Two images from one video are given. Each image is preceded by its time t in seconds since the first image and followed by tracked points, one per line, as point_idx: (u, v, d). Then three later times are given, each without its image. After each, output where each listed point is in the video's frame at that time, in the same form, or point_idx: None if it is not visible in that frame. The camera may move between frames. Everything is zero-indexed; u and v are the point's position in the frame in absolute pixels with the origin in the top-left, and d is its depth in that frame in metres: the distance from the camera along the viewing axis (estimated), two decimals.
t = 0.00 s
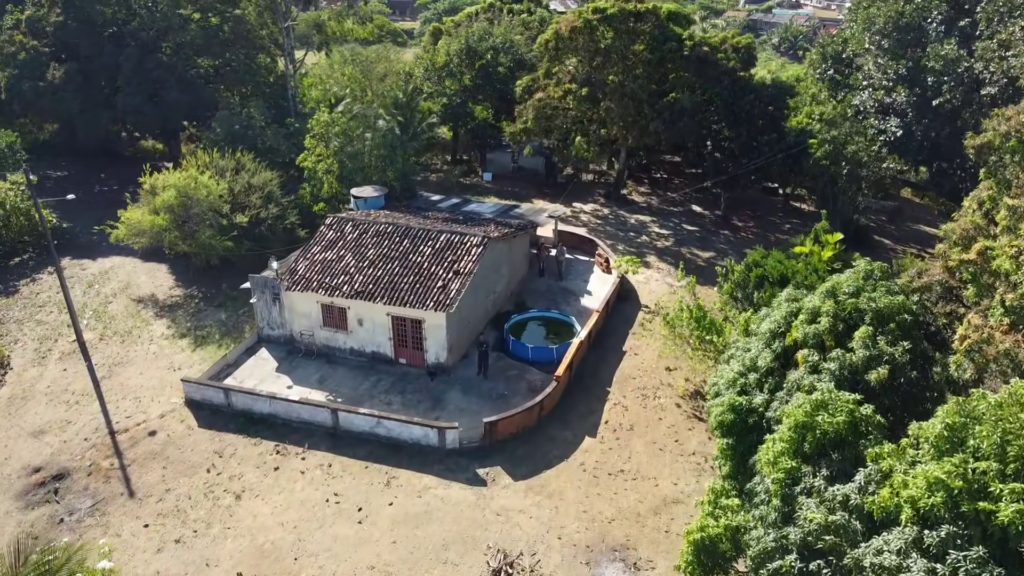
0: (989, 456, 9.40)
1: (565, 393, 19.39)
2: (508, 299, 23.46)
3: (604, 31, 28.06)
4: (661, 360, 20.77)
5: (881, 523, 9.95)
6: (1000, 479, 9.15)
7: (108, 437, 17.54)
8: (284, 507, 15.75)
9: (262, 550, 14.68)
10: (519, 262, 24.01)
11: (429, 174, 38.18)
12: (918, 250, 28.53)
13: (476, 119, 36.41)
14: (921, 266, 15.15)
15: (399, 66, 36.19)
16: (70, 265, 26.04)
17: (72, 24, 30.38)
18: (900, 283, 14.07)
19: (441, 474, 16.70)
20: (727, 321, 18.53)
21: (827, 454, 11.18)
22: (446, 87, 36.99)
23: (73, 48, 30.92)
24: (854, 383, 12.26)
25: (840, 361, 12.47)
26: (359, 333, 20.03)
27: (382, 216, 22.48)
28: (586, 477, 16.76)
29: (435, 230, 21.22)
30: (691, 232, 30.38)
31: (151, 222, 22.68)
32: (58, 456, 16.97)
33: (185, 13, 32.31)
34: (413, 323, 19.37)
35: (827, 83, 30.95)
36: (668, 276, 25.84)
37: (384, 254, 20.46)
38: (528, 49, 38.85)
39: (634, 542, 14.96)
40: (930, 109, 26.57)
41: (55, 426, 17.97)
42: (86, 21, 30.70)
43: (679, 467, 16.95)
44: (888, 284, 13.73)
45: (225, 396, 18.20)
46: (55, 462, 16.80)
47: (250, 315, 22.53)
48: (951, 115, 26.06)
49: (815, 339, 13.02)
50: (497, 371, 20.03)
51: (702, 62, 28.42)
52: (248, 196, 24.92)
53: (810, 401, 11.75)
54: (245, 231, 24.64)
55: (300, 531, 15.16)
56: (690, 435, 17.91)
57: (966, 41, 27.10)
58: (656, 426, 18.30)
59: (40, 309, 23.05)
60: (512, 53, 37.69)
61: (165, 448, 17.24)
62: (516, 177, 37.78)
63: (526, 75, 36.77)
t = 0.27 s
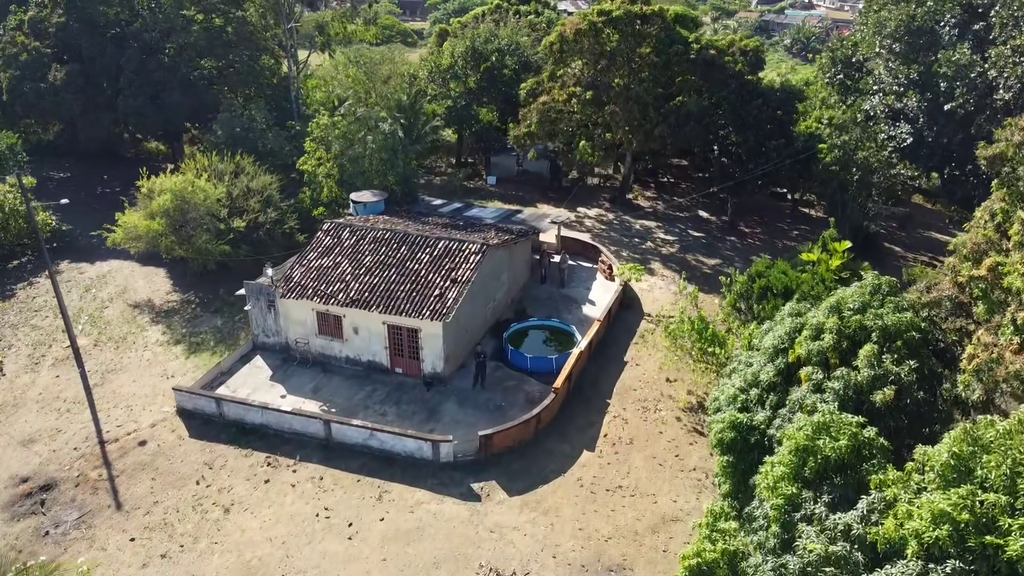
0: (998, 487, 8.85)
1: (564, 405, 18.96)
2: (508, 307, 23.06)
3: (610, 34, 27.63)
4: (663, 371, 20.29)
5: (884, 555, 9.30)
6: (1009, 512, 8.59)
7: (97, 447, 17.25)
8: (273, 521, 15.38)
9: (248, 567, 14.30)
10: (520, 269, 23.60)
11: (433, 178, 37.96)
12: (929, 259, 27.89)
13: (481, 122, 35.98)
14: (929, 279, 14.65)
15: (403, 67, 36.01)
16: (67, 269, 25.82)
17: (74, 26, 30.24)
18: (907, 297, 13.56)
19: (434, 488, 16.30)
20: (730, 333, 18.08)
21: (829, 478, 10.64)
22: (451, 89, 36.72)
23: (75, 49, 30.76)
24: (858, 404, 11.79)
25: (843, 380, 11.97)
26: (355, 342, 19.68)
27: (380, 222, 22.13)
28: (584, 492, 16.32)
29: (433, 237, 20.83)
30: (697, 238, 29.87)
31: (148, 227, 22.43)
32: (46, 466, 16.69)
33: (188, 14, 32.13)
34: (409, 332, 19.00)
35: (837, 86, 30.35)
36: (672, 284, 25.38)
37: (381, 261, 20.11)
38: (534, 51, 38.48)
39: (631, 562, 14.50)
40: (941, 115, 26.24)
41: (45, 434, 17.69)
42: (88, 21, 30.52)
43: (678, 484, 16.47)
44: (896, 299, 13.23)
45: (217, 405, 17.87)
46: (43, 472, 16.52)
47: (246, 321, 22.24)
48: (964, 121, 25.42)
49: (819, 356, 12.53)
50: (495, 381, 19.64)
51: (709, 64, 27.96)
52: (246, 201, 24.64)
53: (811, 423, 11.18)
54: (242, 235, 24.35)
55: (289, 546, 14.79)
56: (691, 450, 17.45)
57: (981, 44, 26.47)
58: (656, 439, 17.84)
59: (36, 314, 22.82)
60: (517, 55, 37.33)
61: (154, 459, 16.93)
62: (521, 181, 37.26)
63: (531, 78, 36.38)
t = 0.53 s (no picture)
0: (1003, 522, 8.38)
1: (560, 417, 18.58)
2: (506, 315, 22.69)
3: (612, 38, 27.17)
4: (662, 383, 19.84)
5: None
6: (1014, 549, 8.12)
7: (84, 458, 16.97)
8: (259, 537, 15.04)
9: None
10: (519, 277, 23.22)
11: (435, 181, 37.72)
12: (937, 267, 27.32)
13: (483, 125, 35.99)
14: (932, 294, 14.23)
15: (404, 71, 35.90)
16: (63, 273, 25.62)
17: (72, 27, 30.03)
18: (910, 313, 13.11)
19: (425, 504, 15.93)
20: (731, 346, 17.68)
21: (827, 505, 10.18)
22: (453, 92, 36.45)
23: (74, 51, 30.58)
24: (858, 427, 11.40)
25: (844, 402, 11.54)
26: (348, 351, 19.35)
27: (375, 229, 21.80)
28: (578, 509, 15.91)
29: (428, 244, 20.48)
30: (700, 245, 29.41)
31: (141, 232, 22.20)
32: (32, 478, 16.40)
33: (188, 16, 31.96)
34: (402, 342, 18.64)
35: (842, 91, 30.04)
36: (674, 292, 24.98)
37: (375, 269, 19.77)
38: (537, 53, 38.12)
39: None
40: (950, 121, 25.31)
41: (32, 444, 17.41)
42: (87, 24, 30.40)
43: (675, 501, 16.04)
44: (900, 316, 12.79)
45: (206, 416, 17.57)
46: (28, 484, 16.23)
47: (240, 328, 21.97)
48: (972, 127, 24.56)
49: (819, 374, 12.08)
50: (490, 392, 19.28)
51: (712, 68, 27.54)
52: (242, 206, 24.37)
53: (808, 446, 10.75)
54: (238, 241, 24.06)
55: (274, 563, 14.44)
56: (689, 466, 17.02)
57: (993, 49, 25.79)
58: (653, 454, 17.43)
59: (29, 319, 22.59)
60: (520, 57, 36.99)
61: (142, 471, 16.63)
62: (524, 185, 36.86)
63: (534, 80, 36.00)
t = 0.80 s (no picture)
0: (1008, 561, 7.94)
1: (557, 431, 18.20)
2: (505, 324, 22.35)
3: (615, 42, 26.76)
4: (661, 396, 19.41)
5: None
6: None
7: (73, 468, 16.75)
8: (246, 552, 14.74)
9: None
10: (518, 285, 22.88)
11: (438, 185, 37.45)
12: (947, 276, 26.70)
13: (488, 129, 35.72)
14: (937, 311, 13.73)
15: (408, 74, 35.80)
16: (61, 277, 25.49)
17: (73, 29, 30.13)
18: (913, 331, 12.64)
19: (417, 519, 15.58)
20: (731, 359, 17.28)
21: (824, 535, 9.73)
22: (457, 95, 36.17)
23: (75, 53, 30.48)
24: (858, 451, 11.01)
25: (844, 425, 11.13)
26: (343, 361, 19.06)
27: (373, 236, 21.50)
28: (572, 526, 15.50)
29: (425, 252, 20.16)
30: (705, 252, 28.93)
31: (137, 237, 22.03)
32: (20, 488, 16.19)
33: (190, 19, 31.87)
34: (397, 352, 18.32)
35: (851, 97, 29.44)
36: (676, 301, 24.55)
37: (371, 277, 19.47)
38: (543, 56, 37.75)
39: None
40: (960, 128, 25.02)
41: (22, 453, 17.21)
42: (88, 26, 30.46)
43: (673, 519, 15.62)
44: (903, 334, 12.32)
45: (197, 426, 17.32)
46: (16, 495, 16.02)
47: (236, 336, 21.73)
48: (983, 133, 24.18)
49: (818, 395, 11.67)
50: (486, 404, 18.93)
51: (718, 73, 26.77)
52: (239, 211, 24.17)
53: (806, 471, 10.33)
54: (235, 246, 23.83)
55: None
56: (687, 482, 16.60)
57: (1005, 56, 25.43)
58: (651, 470, 17.02)
59: (24, 324, 22.44)
60: (525, 60, 36.64)
61: (130, 482, 16.38)
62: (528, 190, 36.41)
63: (539, 84, 35.65)
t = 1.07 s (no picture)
0: None
1: (551, 443, 17.86)
2: (501, 332, 22.04)
3: (616, 46, 26.52)
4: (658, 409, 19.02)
5: None
6: None
7: (59, 479, 16.53)
8: (230, 568, 14.42)
9: None
10: (515, 292, 22.57)
11: (440, 189, 37.19)
12: (953, 285, 26.18)
13: (490, 132, 35.63)
14: (938, 327, 13.32)
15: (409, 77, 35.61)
16: (56, 281, 25.35)
17: (72, 31, 30.12)
18: (914, 349, 12.23)
19: (405, 535, 15.24)
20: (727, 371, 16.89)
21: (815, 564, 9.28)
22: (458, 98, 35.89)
23: (74, 55, 30.48)
24: (854, 474, 10.65)
25: (840, 448, 10.77)
26: (334, 370, 18.78)
27: (367, 243, 21.22)
28: (564, 543, 15.12)
29: (419, 260, 19.85)
30: (707, 259, 28.51)
31: (130, 243, 21.84)
32: (4, 499, 15.98)
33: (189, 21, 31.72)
34: (389, 362, 18.02)
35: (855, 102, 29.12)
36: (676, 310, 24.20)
37: (364, 285, 19.18)
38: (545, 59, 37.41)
39: None
40: (967, 135, 24.34)
41: (8, 463, 17.01)
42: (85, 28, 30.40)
43: (667, 536, 15.21)
44: (902, 352, 11.91)
45: (185, 437, 17.05)
46: None
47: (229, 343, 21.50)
48: (990, 139, 23.46)
49: (814, 416, 11.28)
50: (479, 416, 18.61)
51: (721, 78, 26.27)
52: (234, 216, 23.96)
53: (799, 496, 9.93)
54: (229, 252, 23.60)
55: None
56: (683, 498, 16.20)
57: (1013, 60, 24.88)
58: (646, 485, 16.65)
59: (16, 330, 22.29)
60: (528, 63, 36.26)
61: (116, 494, 16.12)
62: (528, 194, 36.09)
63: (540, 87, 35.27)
